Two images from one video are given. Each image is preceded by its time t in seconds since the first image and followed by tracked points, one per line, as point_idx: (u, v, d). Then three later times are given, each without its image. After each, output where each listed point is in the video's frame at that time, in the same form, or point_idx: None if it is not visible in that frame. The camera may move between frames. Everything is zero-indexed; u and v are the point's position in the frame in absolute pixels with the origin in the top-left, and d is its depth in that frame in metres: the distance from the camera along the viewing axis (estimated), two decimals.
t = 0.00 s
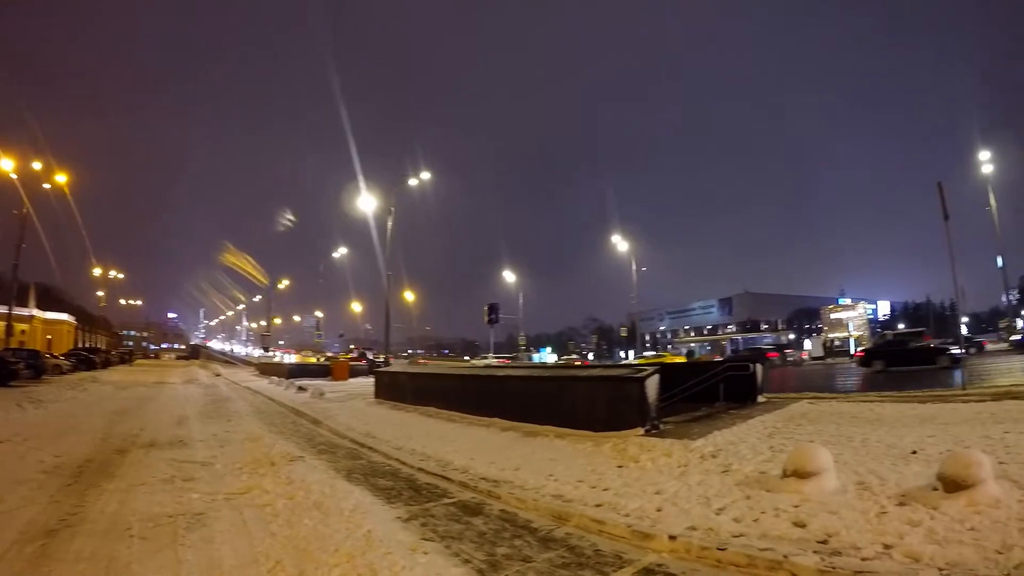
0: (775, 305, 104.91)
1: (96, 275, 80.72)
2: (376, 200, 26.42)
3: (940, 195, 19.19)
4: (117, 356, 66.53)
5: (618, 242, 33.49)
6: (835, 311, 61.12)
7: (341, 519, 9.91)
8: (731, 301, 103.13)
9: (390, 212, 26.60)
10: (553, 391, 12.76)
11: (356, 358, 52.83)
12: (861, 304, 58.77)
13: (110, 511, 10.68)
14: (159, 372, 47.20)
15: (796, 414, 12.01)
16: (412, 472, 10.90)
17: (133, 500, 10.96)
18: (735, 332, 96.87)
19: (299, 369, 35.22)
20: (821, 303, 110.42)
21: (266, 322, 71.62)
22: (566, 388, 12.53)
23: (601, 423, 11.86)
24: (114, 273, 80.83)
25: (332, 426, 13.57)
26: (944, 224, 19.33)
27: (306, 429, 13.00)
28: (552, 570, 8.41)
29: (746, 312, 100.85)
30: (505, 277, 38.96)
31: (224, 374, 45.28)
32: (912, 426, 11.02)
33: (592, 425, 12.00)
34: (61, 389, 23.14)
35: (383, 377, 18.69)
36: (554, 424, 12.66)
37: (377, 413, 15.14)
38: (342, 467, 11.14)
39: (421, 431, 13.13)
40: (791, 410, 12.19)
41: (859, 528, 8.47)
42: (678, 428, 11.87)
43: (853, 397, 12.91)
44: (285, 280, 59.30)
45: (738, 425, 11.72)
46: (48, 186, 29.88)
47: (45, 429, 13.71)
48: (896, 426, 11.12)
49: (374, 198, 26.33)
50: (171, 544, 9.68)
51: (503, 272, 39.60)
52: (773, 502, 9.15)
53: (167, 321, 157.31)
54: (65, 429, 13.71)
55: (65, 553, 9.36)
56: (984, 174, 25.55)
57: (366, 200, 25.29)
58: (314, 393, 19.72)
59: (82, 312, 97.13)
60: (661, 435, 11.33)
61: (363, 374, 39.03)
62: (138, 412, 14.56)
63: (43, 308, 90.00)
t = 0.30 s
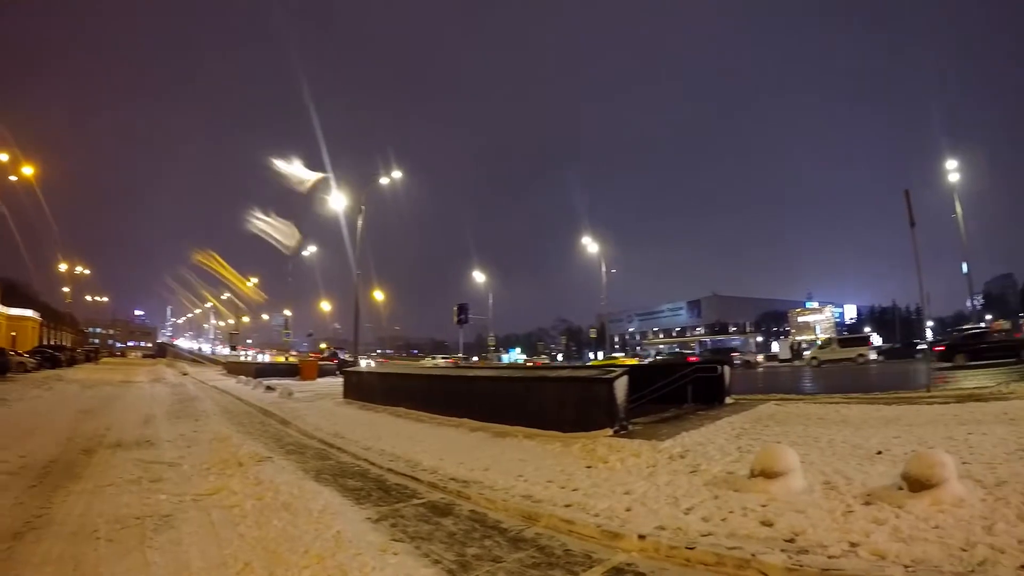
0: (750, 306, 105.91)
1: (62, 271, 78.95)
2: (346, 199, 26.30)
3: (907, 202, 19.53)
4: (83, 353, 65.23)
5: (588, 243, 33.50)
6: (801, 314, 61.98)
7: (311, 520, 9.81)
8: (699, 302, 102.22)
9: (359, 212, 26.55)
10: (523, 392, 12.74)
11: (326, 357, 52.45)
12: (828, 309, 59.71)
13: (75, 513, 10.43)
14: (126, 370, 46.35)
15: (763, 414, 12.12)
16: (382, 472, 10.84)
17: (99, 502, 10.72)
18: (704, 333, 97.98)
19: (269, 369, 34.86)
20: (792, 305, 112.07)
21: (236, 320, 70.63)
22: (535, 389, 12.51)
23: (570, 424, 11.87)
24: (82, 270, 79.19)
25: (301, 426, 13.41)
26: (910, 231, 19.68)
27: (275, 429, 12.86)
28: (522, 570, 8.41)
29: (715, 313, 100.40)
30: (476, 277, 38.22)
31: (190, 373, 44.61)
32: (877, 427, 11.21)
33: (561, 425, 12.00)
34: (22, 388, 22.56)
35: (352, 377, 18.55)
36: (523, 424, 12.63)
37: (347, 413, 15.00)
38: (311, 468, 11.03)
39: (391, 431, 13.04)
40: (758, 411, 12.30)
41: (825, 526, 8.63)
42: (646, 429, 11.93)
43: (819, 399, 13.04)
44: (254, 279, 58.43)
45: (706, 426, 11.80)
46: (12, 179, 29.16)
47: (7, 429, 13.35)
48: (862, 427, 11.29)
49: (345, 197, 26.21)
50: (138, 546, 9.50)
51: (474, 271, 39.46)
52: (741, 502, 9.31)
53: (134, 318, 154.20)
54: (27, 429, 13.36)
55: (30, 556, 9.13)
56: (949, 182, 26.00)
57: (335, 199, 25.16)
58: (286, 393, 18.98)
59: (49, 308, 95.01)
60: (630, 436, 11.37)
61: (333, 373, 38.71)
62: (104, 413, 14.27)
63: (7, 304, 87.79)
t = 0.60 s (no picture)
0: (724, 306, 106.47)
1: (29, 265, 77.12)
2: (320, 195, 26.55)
3: (877, 206, 19.78)
4: (49, 350, 63.81)
5: (561, 244, 33.45)
6: (772, 315, 62.37)
7: (283, 520, 9.71)
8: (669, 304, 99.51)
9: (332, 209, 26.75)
10: (495, 391, 12.70)
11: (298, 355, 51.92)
12: (799, 310, 60.14)
13: (43, 514, 10.20)
14: (93, 369, 45.52)
15: (734, 415, 12.20)
16: (354, 472, 10.80)
17: (68, 503, 10.51)
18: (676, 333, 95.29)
19: (239, 367, 34.45)
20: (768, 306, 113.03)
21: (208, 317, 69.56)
22: (507, 389, 12.49)
23: (542, 423, 11.86)
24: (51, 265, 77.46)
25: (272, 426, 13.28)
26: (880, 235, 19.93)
27: (246, 428, 12.72)
28: (494, 570, 8.39)
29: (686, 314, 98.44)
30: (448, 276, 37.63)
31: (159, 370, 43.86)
32: (846, 428, 11.38)
33: (532, 425, 11.99)
34: None
35: (323, 376, 18.41)
36: (496, 424, 12.59)
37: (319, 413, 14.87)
38: (282, 468, 10.93)
39: (363, 430, 12.96)
40: (729, 412, 12.37)
41: (795, 525, 8.70)
42: (618, 429, 11.96)
43: (789, 400, 13.10)
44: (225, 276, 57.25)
45: (677, 426, 11.85)
46: None
47: None
48: (832, 427, 11.43)
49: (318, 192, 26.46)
50: (108, 547, 9.32)
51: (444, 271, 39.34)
52: (712, 501, 9.40)
53: (102, 315, 151.08)
54: None
55: None
56: (920, 188, 26.31)
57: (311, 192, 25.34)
58: (254, 393, 18.81)
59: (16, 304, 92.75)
60: (601, 436, 11.39)
61: (303, 372, 38.38)
62: (72, 412, 13.99)
63: None
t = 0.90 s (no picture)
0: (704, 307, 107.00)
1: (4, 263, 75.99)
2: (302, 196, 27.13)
3: (854, 208, 19.94)
4: (23, 348, 62.95)
5: (541, 245, 33.32)
6: (751, 317, 62.97)
7: (259, 521, 9.60)
8: (648, 305, 100.18)
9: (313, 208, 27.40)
10: (473, 391, 12.67)
11: (277, 354, 51.61)
12: (776, 311, 60.69)
13: (15, 516, 10.01)
14: (67, 368, 44.88)
15: (711, 415, 12.25)
16: (331, 472, 10.75)
17: (41, 504, 10.32)
18: (655, 335, 94.94)
19: (216, 366, 34.19)
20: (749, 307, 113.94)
21: (186, 316, 68.96)
22: (484, 389, 12.47)
23: (519, 423, 11.84)
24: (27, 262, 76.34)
25: (249, 426, 13.16)
26: (857, 237, 20.09)
27: (222, 428, 12.61)
28: (470, 570, 8.36)
29: (664, 315, 99.06)
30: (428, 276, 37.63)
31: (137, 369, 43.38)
32: (822, 428, 11.50)
33: (510, 426, 11.96)
34: None
35: (301, 376, 18.30)
36: (473, 424, 12.56)
37: (297, 413, 14.76)
38: (258, 468, 10.85)
39: (341, 430, 12.89)
40: (707, 412, 12.42)
41: (771, 524, 8.74)
42: (595, 429, 11.98)
43: (767, 400, 13.12)
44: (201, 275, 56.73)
45: (654, 426, 11.87)
46: None
47: None
48: (807, 427, 11.54)
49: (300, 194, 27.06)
50: (82, 549, 9.17)
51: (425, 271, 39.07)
52: (689, 502, 9.44)
53: (81, 314, 149.15)
54: None
55: None
56: (896, 191, 26.60)
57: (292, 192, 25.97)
58: (230, 392, 18.66)
59: None
60: (578, 436, 11.40)
61: (282, 372, 38.17)
62: (46, 412, 13.75)
63: None
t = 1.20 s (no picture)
0: (687, 308, 107.35)
1: None
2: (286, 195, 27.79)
3: (835, 211, 20.03)
4: None
5: (524, 246, 33.20)
6: (733, 319, 63.15)
7: (237, 523, 9.51)
8: (631, 306, 100.46)
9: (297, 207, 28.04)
10: (453, 392, 12.65)
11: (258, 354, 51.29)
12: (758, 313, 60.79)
13: None
14: (43, 367, 44.25)
15: (691, 416, 12.28)
16: (310, 473, 10.71)
17: (17, 506, 10.17)
18: (637, 337, 98.22)
19: (197, 367, 33.93)
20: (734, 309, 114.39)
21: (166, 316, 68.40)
22: (465, 390, 12.45)
23: (499, 424, 11.82)
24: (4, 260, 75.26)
25: (229, 426, 13.06)
26: (839, 240, 20.18)
27: (202, 429, 12.51)
28: (448, 572, 8.32)
29: (646, 316, 99.24)
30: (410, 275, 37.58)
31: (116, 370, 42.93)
32: (802, 429, 11.58)
33: (489, 427, 11.95)
34: None
35: (282, 376, 18.19)
36: (453, 425, 12.53)
37: (278, 413, 14.67)
38: (237, 469, 10.79)
39: (321, 431, 12.83)
40: (687, 413, 12.45)
41: (750, 526, 8.77)
42: (575, 430, 11.98)
43: (747, 402, 13.16)
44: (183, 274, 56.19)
45: (634, 427, 11.89)
46: None
47: None
48: (787, 429, 11.61)
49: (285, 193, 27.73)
50: (59, 552, 9.04)
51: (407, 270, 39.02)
52: (668, 503, 9.45)
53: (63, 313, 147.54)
54: None
55: None
56: (878, 195, 26.74)
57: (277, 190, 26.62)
58: (211, 392, 18.54)
59: None
60: (558, 437, 11.40)
61: (263, 373, 37.99)
62: (23, 412, 13.57)
63: None
